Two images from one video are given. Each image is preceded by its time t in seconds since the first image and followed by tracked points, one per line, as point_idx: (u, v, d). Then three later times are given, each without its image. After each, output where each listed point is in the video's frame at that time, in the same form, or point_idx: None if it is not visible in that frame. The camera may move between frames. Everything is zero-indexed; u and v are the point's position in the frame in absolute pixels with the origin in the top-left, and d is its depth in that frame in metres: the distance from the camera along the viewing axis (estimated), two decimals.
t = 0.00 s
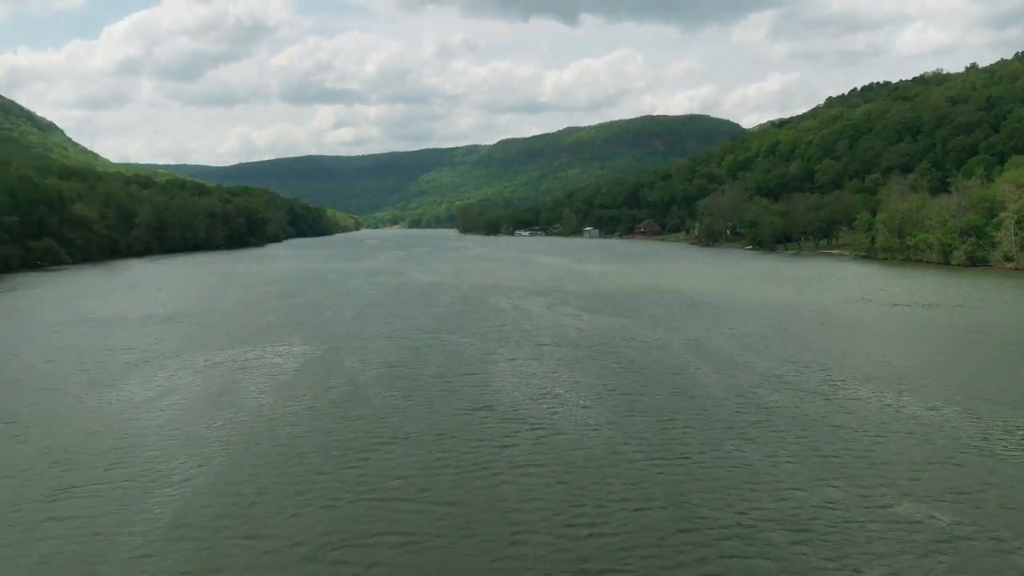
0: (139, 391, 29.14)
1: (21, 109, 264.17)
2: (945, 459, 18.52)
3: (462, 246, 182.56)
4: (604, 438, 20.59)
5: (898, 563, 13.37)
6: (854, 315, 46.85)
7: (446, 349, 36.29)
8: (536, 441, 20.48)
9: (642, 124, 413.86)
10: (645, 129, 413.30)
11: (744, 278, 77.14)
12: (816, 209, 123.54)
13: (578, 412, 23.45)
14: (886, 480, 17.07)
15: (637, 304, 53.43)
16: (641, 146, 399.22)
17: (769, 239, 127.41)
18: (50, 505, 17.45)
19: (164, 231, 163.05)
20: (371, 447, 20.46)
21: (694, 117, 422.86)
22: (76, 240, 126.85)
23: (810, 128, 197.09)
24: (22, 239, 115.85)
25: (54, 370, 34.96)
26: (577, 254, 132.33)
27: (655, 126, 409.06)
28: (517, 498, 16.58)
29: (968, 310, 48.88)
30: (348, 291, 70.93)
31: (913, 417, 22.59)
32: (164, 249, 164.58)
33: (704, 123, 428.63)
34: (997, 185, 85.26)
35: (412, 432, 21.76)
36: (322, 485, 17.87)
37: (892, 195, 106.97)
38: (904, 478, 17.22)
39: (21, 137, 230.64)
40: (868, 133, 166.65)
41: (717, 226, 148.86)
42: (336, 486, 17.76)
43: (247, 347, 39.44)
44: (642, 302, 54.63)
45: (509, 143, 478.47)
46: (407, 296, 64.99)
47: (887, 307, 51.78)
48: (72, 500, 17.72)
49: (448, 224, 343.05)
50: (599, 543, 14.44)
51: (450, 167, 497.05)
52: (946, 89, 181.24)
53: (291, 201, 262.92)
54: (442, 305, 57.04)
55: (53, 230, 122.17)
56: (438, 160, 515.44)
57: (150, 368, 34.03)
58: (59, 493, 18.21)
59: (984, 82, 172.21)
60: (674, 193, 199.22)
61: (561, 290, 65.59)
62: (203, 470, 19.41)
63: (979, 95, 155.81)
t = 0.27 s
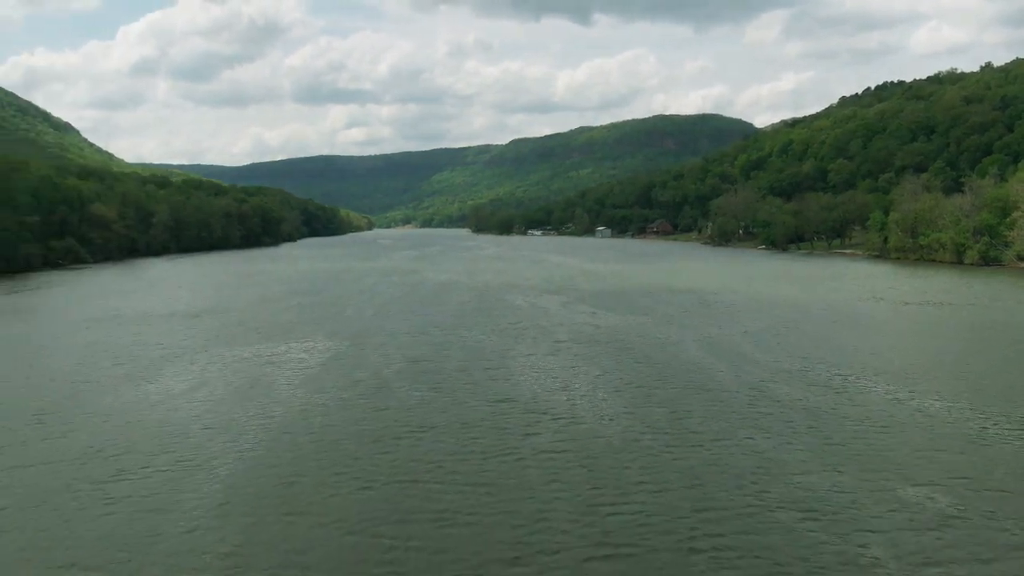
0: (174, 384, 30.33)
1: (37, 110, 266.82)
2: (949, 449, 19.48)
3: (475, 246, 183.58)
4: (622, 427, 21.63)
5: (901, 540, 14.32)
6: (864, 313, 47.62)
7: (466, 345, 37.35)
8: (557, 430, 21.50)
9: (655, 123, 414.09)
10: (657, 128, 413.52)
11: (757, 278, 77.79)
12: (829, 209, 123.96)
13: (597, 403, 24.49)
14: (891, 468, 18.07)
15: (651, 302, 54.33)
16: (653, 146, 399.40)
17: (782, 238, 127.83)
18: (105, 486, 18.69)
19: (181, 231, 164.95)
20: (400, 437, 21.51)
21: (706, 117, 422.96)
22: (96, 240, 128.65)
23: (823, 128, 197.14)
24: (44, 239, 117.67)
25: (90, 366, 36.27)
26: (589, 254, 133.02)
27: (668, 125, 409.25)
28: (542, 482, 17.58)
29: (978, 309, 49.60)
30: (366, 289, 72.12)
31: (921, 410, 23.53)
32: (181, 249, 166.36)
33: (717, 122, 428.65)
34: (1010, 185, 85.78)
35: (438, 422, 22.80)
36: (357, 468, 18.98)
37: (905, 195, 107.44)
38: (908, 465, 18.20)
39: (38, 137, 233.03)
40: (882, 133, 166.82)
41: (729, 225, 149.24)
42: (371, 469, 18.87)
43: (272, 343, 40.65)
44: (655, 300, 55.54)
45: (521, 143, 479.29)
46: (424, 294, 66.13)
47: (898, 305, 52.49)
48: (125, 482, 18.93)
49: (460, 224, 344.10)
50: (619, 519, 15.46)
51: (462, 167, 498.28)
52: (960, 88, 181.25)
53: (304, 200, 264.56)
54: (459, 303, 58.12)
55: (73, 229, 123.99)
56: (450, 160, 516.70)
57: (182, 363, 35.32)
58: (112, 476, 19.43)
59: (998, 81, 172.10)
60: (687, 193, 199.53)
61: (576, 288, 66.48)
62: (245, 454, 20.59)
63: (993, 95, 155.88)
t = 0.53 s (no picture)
0: (195, 379, 31.23)
1: (45, 110, 268.49)
2: (947, 441, 20.23)
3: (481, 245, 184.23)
4: (632, 420, 22.40)
5: (899, 522, 15.04)
6: (867, 312, 48.37)
7: (476, 342, 38.15)
8: (569, 421, 22.35)
9: (660, 123, 414.69)
10: (663, 128, 413.94)
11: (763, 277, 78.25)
12: (834, 209, 124.52)
13: (607, 396, 25.33)
14: (891, 458, 18.81)
15: (658, 301, 55.02)
16: (659, 146, 399.80)
17: (787, 238, 128.33)
18: (140, 472, 19.56)
19: (189, 230, 166.16)
20: (416, 427, 22.34)
21: (712, 117, 423.38)
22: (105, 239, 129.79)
23: (829, 128, 197.57)
24: (55, 238, 118.87)
25: (110, 362, 37.14)
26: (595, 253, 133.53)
27: (673, 124, 409.79)
28: (555, 469, 18.38)
29: (979, 308, 50.28)
30: (375, 288, 72.93)
31: (922, 405, 24.29)
32: (188, 248, 167.37)
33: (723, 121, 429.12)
34: (1015, 185, 86.41)
35: (453, 414, 23.63)
36: (378, 456, 19.79)
37: (910, 195, 108.03)
38: (907, 456, 18.93)
39: (46, 137, 234.56)
40: (887, 133, 167.33)
41: (735, 225, 149.70)
42: (391, 458, 19.66)
43: (287, 340, 41.51)
44: (661, 299, 56.27)
45: (526, 143, 479.98)
46: (432, 293, 66.96)
47: (901, 304, 53.13)
48: (160, 468, 19.82)
49: (465, 224, 344.58)
50: (628, 502, 16.20)
51: (467, 166, 499.05)
52: (966, 88, 181.70)
53: (310, 200, 265.51)
54: (468, 301, 58.94)
55: (83, 229, 125.05)
56: (456, 160, 517.52)
57: (201, 359, 36.25)
58: (145, 463, 20.31)
59: (1004, 81, 172.56)
60: (692, 192, 199.91)
61: (584, 288, 67.18)
62: (271, 443, 21.46)
63: (998, 95, 156.46)
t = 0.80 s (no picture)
0: (217, 373, 32.39)
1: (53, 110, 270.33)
2: (941, 431, 21.17)
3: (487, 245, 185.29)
4: (640, 411, 23.42)
5: (893, 503, 15.98)
6: (870, 311, 49.26)
7: (486, 339, 39.22)
8: (579, 412, 23.43)
9: (665, 123, 415.28)
10: (668, 127, 414.54)
11: (768, 277, 79.10)
12: (838, 209, 125.31)
13: (615, 390, 26.42)
14: (886, 447, 19.78)
15: (664, 300, 55.98)
16: (664, 146, 400.41)
17: (791, 237, 129.11)
18: (175, 458, 20.69)
19: (197, 230, 167.52)
20: (434, 418, 23.43)
21: (718, 117, 423.82)
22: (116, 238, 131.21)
23: (834, 128, 198.21)
24: (66, 238, 120.23)
25: (132, 358, 38.36)
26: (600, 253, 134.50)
27: (678, 124, 410.35)
28: (568, 454, 19.46)
29: (981, 308, 51.14)
30: (384, 287, 74.03)
31: (919, 398, 25.28)
32: (197, 248, 168.81)
33: (728, 121, 429.45)
34: (1018, 185, 87.21)
35: (469, 406, 24.72)
36: (399, 444, 20.83)
37: (914, 195, 108.78)
38: (902, 445, 19.97)
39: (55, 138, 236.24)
40: (892, 133, 167.93)
41: (739, 225, 150.47)
42: (412, 445, 20.76)
43: (302, 337, 42.61)
44: (667, 298, 57.26)
45: (531, 143, 480.93)
46: (441, 291, 68.03)
47: (904, 304, 54.01)
48: (192, 454, 20.96)
49: (470, 223, 345.74)
50: (637, 485, 17.19)
51: (472, 166, 500.12)
52: (971, 88, 182.20)
53: (316, 200, 266.84)
54: (477, 300, 60.03)
55: (93, 228, 126.37)
56: (461, 160, 518.66)
57: (221, 354, 37.40)
58: (179, 450, 21.44)
59: (1009, 81, 173.04)
60: (697, 192, 200.65)
61: (591, 286, 68.17)
62: (297, 432, 22.55)
63: (1003, 95, 157.00)
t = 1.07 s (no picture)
0: (234, 368, 33.39)
1: (59, 110, 271.78)
2: (934, 424, 22.03)
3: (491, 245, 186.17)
4: (646, 405, 24.31)
5: (884, 488, 16.84)
6: (870, 311, 50.20)
7: (494, 337, 40.17)
8: (587, 405, 24.41)
9: (669, 122, 416.00)
10: (671, 127, 415.24)
11: (771, 276, 79.86)
12: (841, 209, 126.08)
13: (621, 385, 27.40)
14: (880, 437, 20.66)
15: (668, 299, 56.90)
16: (667, 146, 401.12)
17: (794, 237, 129.85)
18: (199, 448, 21.64)
19: (203, 230, 168.69)
20: (447, 410, 24.39)
21: (721, 116, 424.37)
22: (124, 238, 132.38)
23: (837, 128, 198.85)
24: (75, 237, 121.26)
25: (149, 354, 39.36)
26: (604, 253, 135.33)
27: (681, 124, 411.00)
28: (577, 444, 20.41)
29: (980, 307, 51.98)
30: (392, 286, 74.96)
31: (916, 392, 26.15)
32: (203, 247, 169.94)
33: (732, 120, 430.02)
34: (1020, 185, 88.03)
35: (480, 399, 25.72)
36: (413, 435, 21.72)
37: (917, 195, 109.51)
38: (895, 435, 20.93)
39: (61, 138, 237.56)
40: (895, 133, 168.62)
41: (743, 225, 151.20)
42: (428, 435, 21.73)
43: (314, 334, 43.58)
44: (671, 296, 58.17)
45: (534, 143, 481.74)
46: (448, 290, 69.03)
47: (905, 303, 54.83)
48: (217, 444, 21.95)
49: (473, 224, 346.65)
50: (641, 473, 17.99)
51: (475, 166, 500.97)
52: (975, 88, 182.81)
53: (320, 200, 267.86)
54: (483, 299, 60.99)
55: (101, 228, 127.51)
56: (464, 160, 519.62)
57: (236, 351, 38.47)
58: (203, 440, 22.42)
59: (1012, 81, 173.65)
60: (701, 192, 201.37)
61: (596, 285, 69.11)
62: (314, 423, 23.48)
63: (1006, 95, 157.66)
